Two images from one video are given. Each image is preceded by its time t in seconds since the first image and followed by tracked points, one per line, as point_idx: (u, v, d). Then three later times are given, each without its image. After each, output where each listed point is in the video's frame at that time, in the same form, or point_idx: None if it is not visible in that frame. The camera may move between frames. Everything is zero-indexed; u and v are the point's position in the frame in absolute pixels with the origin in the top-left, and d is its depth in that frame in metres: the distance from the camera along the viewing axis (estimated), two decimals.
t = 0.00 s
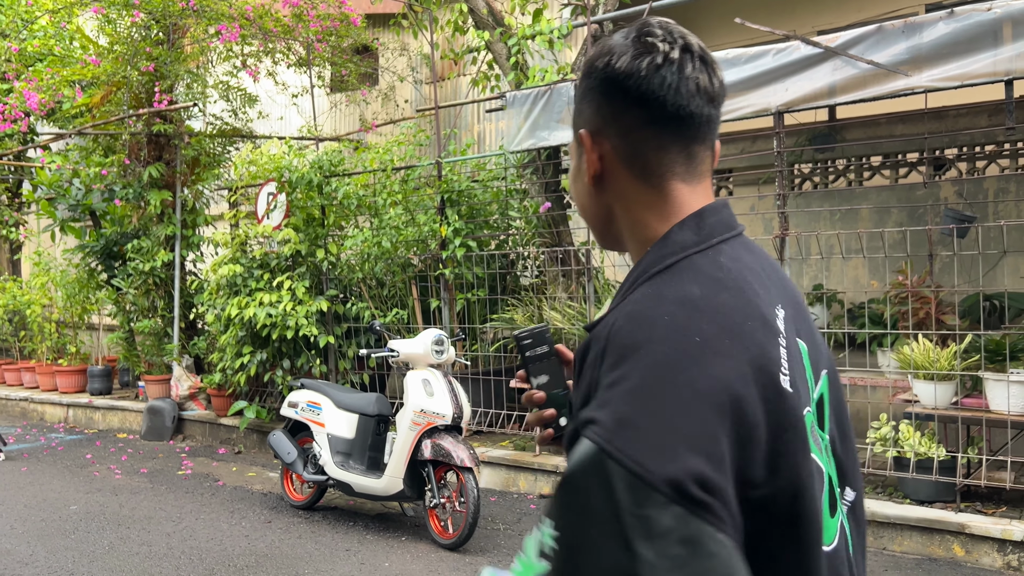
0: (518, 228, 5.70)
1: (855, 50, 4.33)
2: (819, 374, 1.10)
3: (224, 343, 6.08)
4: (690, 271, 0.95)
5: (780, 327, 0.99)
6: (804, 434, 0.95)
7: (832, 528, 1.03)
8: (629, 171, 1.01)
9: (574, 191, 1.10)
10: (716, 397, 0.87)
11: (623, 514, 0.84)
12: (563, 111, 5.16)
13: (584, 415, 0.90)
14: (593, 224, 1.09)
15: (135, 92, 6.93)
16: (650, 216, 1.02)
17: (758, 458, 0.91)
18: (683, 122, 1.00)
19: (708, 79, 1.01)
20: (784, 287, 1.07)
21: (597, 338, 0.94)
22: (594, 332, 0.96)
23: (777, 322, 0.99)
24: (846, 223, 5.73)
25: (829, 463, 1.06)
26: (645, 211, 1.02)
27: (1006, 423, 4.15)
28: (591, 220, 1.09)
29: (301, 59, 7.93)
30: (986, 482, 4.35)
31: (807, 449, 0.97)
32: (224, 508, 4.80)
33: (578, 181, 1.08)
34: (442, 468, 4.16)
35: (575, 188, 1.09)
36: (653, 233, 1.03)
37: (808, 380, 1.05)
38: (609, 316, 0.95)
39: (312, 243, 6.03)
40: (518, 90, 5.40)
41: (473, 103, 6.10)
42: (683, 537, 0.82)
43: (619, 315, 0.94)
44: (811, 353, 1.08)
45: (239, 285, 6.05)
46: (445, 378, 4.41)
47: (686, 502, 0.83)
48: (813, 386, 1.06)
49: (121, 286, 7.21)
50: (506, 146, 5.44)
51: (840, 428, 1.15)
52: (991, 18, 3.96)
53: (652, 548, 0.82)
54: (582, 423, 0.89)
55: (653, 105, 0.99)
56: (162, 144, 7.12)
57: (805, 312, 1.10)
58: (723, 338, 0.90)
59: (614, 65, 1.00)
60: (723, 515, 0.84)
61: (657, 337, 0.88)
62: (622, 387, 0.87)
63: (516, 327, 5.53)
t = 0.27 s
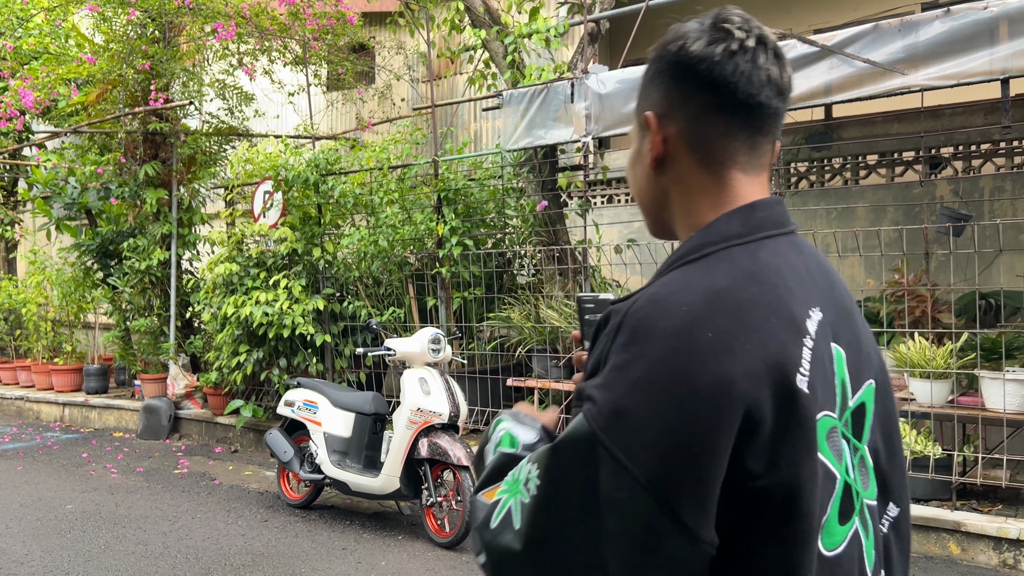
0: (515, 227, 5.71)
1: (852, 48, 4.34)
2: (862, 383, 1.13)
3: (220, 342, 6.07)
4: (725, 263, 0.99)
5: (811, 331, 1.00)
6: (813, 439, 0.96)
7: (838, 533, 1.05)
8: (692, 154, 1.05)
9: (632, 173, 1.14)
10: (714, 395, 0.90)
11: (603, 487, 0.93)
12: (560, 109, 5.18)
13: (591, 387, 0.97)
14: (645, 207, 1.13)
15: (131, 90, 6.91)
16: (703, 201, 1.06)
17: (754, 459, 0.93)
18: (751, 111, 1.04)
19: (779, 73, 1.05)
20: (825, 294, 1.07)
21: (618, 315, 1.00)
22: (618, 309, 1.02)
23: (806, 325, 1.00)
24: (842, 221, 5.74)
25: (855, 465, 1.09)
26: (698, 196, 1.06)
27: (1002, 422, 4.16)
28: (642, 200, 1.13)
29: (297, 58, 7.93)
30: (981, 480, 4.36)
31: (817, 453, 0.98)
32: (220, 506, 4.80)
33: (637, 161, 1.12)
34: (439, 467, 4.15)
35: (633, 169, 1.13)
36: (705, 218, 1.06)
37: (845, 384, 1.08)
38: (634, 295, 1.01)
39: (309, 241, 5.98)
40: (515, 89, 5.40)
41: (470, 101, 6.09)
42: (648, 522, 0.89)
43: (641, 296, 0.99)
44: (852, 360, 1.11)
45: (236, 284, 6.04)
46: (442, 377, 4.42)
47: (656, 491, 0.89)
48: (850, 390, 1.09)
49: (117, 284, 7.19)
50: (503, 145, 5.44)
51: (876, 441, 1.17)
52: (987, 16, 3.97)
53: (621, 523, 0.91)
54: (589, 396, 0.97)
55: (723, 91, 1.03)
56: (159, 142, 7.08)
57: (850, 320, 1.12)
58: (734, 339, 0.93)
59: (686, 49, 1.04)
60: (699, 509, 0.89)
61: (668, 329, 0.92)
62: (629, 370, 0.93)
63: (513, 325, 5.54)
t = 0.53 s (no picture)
0: (510, 226, 5.71)
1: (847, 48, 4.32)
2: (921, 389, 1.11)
3: (215, 341, 6.05)
4: (799, 265, 0.97)
5: (882, 335, 0.99)
6: (882, 436, 0.94)
7: (894, 528, 1.04)
8: (772, 160, 1.03)
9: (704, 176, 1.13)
10: (802, 389, 0.88)
11: (698, 490, 0.89)
12: (555, 108, 5.18)
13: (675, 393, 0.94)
14: (719, 210, 1.11)
15: (125, 88, 6.88)
16: (780, 208, 1.05)
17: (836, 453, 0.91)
18: (832, 118, 1.02)
19: (858, 84, 1.04)
20: (894, 300, 1.06)
21: (693, 321, 0.98)
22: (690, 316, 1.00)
23: (877, 327, 0.99)
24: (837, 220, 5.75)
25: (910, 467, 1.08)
26: (776, 202, 1.05)
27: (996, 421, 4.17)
28: (715, 204, 1.12)
29: (293, 56, 7.92)
30: (975, 479, 4.36)
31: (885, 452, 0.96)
32: (214, 506, 4.78)
33: (711, 166, 1.10)
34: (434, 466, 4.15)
35: (706, 172, 1.12)
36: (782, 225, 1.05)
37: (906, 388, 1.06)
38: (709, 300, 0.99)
39: (304, 240, 5.98)
40: (510, 87, 5.39)
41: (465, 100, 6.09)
42: (752, 516, 0.86)
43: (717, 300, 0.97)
44: (916, 366, 1.10)
45: (230, 282, 6.02)
46: (438, 377, 4.41)
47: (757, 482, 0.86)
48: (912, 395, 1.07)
49: (111, 283, 7.17)
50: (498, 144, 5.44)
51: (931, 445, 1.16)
52: (982, 16, 3.98)
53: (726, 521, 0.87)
54: (672, 401, 0.94)
55: (806, 99, 1.01)
56: (153, 140, 7.09)
57: (917, 330, 1.11)
58: (818, 333, 0.91)
59: (773, 56, 1.02)
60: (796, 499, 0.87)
61: (748, 326, 0.91)
62: (712, 369, 0.91)
63: (509, 324, 5.54)
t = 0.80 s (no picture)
0: (505, 223, 5.70)
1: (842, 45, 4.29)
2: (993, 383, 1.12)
3: (209, 338, 6.04)
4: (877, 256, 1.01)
5: (951, 326, 1.03)
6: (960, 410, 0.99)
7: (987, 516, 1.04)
8: (844, 163, 1.06)
9: (774, 182, 1.16)
10: (901, 356, 0.92)
11: (842, 467, 0.90)
12: (550, 105, 5.17)
13: (783, 387, 0.94)
14: (789, 214, 1.15)
15: (118, 84, 6.84)
16: (851, 210, 1.08)
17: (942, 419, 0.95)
18: (901, 124, 1.05)
19: (924, 95, 1.06)
20: (959, 291, 1.10)
21: (778, 320, 0.98)
22: (772, 319, 1.00)
23: (947, 315, 1.03)
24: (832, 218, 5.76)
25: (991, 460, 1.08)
26: (846, 205, 1.08)
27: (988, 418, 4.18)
28: (785, 208, 1.15)
29: (287, 53, 7.90)
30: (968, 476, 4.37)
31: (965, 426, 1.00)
32: (208, 504, 4.77)
33: (780, 172, 1.14)
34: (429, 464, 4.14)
35: (776, 178, 1.15)
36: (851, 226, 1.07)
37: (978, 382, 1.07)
38: (791, 299, 0.99)
39: (298, 238, 5.96)
40: (505, 84, 5.38)
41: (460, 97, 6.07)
42: (900, 475, 0.89)
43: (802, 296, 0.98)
44: (988, 359, 1.11)
45: (224, 280, 6.00)
46: (432, 374, 4.40)
47: (900, 441, 0.90)
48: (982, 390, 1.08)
49: (105, 281, 7.14)
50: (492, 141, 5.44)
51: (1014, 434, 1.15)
52: (977, 13, 3.98)
53: (885, 488, 0.89)
54: (781, 392, 0.94)
55: (877, 106, 1.04)
56: (147, 137, 7.03)
57: (989, 326, 1.13)
58: (900, 310, 0.95)
59: (844, 64, 1.06)
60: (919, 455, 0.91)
61: (840, 311, 0.93)
62: (815, 357, 0.92)
63: (504, 322, 5.55)
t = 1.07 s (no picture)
0: (501, 222, 5.70)
1: (838, 44, 4.28)
2: None
3: (204, 337, 6.03)
4: (877, 249, 1.04)
5: (953, 320, 1.03)
6: (946, 410, 0.99)
7: (980, 507, 1.04)
8: (895, 154, 1.12)
9: (823, 172, 1.21)
10: (867, 350, 0.95)
11: (779, 442, 0.97)
12: (546, 104, 5.17)
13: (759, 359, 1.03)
14: (835, 202, 1.19)
15: (114, 82, 6.84)
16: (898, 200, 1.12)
17: (913, 409, 0.96)
18: (954, 120, 1.10)
19: (978, 92, 1.11)
20: (982, 285, 1.09)
21: (779, 297, 1.07)
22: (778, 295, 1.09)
23: (949, 307, 1.03)
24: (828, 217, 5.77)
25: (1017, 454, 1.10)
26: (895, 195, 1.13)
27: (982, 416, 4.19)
28: (831, 197, 1.20)
29: (283, 51, 7.90)
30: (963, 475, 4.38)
31: (953, 426, 1.00)
32: (204, 503, 4.76)
33: (830, 161, 1.19)
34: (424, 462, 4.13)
35: (826, 167, 1.20)
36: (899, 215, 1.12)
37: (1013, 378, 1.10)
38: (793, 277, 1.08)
39: (294, 236, 5.95)
40: (501, 83, 5.38)
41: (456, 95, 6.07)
42: (836, 457, 0.94)
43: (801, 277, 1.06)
44: None
45: (220, 278, 5.98)
46: (428, 373, 4.39)
47: (839, 427, 0.94)
48: (1018, 386, 1.11)
49: (100, 279, 7.14)
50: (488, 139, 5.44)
51: None
52: (973, 12, 3.98)
53: (816, 467, 0.95)
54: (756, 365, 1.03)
55: (934, 100, 1.09)
56: (142, 135, 7.05)
57: None
58: (883, 301, 0.98)
59: (904, 58, 1.11)
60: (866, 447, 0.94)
61: (814, 296, 0.99)
62: (782, 337, 1.00)
63: (499, 320, 5.56)
